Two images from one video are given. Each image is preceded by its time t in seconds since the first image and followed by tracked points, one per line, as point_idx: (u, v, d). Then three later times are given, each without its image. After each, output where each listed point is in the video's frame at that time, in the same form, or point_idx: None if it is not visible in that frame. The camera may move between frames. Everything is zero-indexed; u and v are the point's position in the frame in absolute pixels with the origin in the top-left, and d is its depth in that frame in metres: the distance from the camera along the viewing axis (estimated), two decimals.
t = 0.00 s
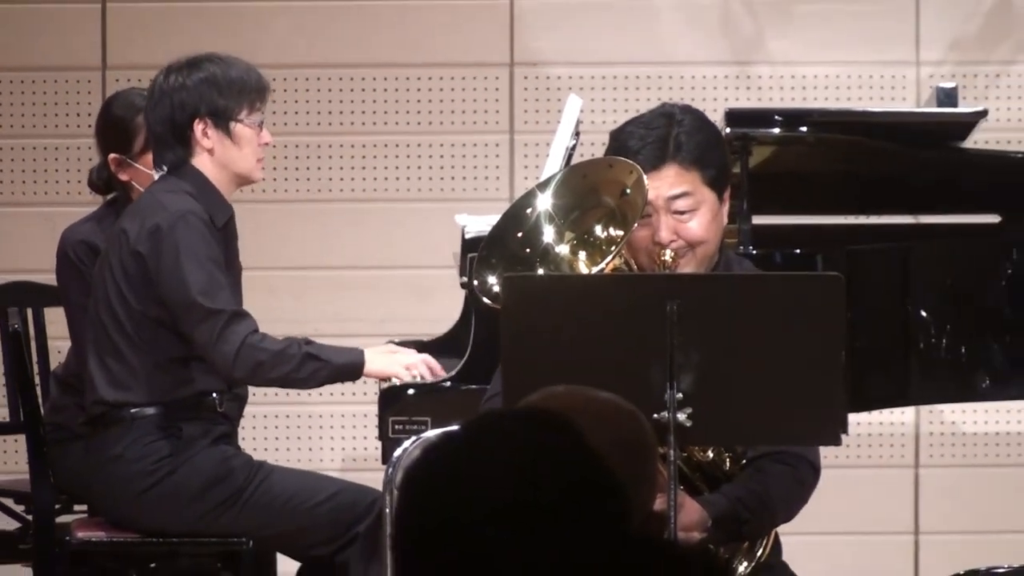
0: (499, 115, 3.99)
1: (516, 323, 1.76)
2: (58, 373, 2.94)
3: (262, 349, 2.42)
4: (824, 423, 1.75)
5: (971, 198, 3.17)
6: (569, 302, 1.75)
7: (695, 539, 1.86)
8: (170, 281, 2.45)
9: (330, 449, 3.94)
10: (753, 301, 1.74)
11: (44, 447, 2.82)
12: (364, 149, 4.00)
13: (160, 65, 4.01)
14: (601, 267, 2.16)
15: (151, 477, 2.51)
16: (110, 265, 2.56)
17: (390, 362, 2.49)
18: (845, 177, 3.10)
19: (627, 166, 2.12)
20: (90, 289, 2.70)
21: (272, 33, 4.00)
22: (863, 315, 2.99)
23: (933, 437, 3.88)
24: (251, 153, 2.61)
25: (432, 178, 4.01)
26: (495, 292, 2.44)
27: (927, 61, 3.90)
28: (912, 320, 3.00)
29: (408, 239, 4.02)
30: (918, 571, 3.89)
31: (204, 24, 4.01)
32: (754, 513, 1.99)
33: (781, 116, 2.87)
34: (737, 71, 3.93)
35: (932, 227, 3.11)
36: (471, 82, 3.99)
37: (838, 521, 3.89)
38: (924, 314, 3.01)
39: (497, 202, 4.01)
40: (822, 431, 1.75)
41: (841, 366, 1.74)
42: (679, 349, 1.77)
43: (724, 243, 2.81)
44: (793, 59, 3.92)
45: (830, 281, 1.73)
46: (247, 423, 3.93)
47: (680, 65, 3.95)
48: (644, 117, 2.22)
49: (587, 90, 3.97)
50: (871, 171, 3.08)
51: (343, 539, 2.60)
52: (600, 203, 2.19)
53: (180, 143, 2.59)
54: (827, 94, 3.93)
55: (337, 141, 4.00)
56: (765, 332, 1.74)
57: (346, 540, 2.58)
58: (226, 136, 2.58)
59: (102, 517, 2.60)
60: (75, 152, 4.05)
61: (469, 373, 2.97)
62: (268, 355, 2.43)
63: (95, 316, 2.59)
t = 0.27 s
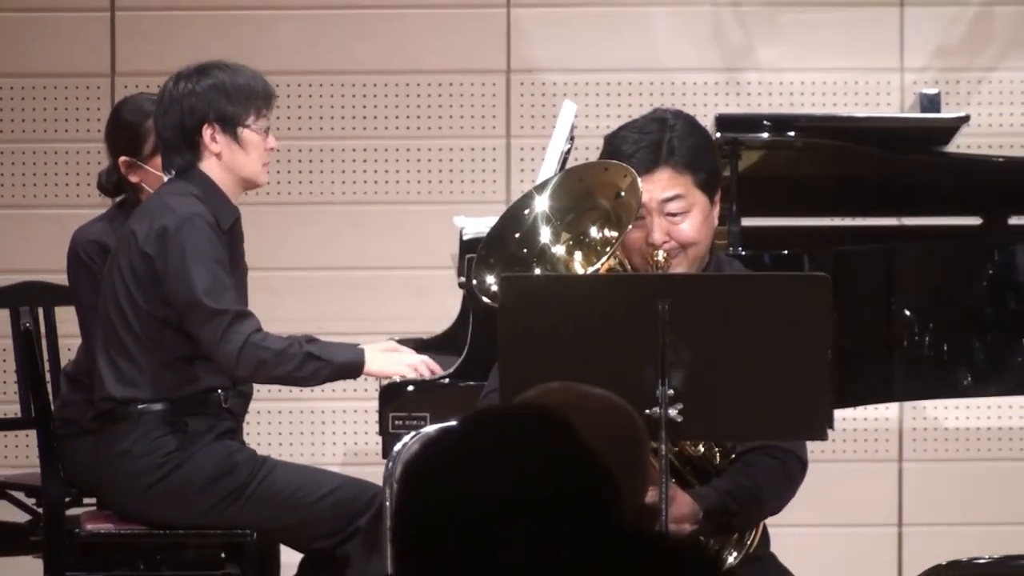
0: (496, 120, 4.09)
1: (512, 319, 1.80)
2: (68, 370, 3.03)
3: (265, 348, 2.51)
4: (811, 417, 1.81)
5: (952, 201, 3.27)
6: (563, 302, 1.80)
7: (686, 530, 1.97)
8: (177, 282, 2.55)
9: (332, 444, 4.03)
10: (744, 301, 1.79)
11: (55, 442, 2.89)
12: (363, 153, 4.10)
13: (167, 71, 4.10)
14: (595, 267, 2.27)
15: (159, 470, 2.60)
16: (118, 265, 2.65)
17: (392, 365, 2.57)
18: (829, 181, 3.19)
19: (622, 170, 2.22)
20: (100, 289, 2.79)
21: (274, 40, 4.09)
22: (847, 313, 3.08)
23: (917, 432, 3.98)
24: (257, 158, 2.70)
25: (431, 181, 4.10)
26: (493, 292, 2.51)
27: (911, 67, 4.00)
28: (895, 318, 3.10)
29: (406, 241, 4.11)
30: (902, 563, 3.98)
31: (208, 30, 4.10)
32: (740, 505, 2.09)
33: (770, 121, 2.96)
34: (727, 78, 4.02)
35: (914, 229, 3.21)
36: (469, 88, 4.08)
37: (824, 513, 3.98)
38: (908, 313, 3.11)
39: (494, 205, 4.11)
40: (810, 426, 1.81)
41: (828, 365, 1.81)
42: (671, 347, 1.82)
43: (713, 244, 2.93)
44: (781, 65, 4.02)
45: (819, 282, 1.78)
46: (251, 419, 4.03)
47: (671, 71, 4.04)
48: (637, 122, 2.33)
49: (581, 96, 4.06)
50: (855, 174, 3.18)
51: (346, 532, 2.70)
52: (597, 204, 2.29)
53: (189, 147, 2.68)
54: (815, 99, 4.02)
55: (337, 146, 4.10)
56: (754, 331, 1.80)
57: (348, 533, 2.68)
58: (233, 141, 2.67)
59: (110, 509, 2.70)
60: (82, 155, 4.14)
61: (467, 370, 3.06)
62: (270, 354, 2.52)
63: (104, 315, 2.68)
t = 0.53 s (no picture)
0: (484, 126, 4.19)
1: (500, 321, 1.91)
2: (68, 368, 3.12)
3: (261, 350, 2.61)
4: (785, 414, 1.94)
5: (921, 204, 3.38)
6: (548, 305, 1.91)
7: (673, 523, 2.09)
8: (174, 284, 2.64)
9: (324, 441, 4.13)
10: (721, 302, 1.91)
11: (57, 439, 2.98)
12: (354, 158, 4.19)
13: (163, 78, 4.19)
14: (580, 267, 2.38)
15: (157, 465, 2.70)
16: (116, 267, 2.74)
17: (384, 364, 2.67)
18: (804, 186, 3.30)
19: (605, 175, 2.33)
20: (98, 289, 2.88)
21: (266, 48, 4.18)
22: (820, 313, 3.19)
23: (890, 429, 4.09)
24: (254, 163, 2.80)
25: (420, 185, 4.20)
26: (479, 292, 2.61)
27: (884, 75, 4.11)
28: (871, 318, 3.20)
29: (396, 243, 4.21)
30: (876, 555, 4.09)
31: (202, 38, 4.19)
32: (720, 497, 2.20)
33: (749, 128, 3.05)
34: (706, 85, 4.13)
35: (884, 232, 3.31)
36: (457, 96, 4.18)
37: (800, 506, 4.09)
38: (883, 313, 3.21)
39: (481, 209, 4.21)
40: (783, 423, 1.94)
41: (802, 361, 1.93)
42: (653, 346, 1.94)
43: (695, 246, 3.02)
44: (759, 73, 4.12)
45: (793, 282, 1.91)
46: (245, 416, 4.12)
47: (652, 79, 4.15)
48: (619, 129, 2.45)
49: (566, 103, 4.16)
50: (830, 179, 3.28)
51: (337, 526, 2.77)
52: (579, 208, 2.38)
53: (189, 153, 2.78)
54: (791, 106, 4.13)
55: (328, 151, 4.19)
56: (732, 330, 1.92)
57: (340, 526, 2.76)
58: (233, 147, 2.77)
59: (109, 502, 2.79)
60: (79, 159, 4.22)
61: (456, 368, 3.16)
62: (266, 356, 2.62)
63: (102, 314, 2.77)
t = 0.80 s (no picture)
0: (465, 132, 4.29)
1: (483, 322, 2.00)
2: (63, 367, 3.23)
3: (253, 347, 2.72)
4: (759, 410, 2.01)
5: (885, 208, 3.48)
6: (526, 307, 1.99)
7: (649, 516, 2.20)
8: (167, 285, 2.75)
9: (310, 437, 4.23)
10: (697, 301, 2.00)
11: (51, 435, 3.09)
12: (340, 163, 4.30)
13: (156, 85, 4.30)
14: (559, 270, 2.48)
15: (149, 460, 2.80)
16: (110, 269, 2.85)
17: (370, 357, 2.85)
18: (772, 190, 3.39)
19: (583, 179, 2.43)
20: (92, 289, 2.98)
21: (256, 56, 4.28)
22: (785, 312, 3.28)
23: (859, 426, 4.18)
24: (242, 167, 2.91)
25: (406, 189, 4.30)
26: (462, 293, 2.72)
27: (854, 82, 4.22)
28: (839, 318, 3.30)
29: (379, 244, 4.31)
30: (845, 548, 4.19)
31: (193, 46, 4.29)
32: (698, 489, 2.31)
33: (721, 134, 3.14)
34: (681, 92, 4.24)
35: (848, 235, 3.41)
36: (435, 102, 4.28)
37: (771, 500, 4.19)
38: (851, 313, 3.31)
39: (463, 212, 4.31)
40: (759, 418, 2.01)
41: (775, 360, 2.01)
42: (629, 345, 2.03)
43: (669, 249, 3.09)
44: (732, 80, 4.23)
45: (765, 283, 1.99)
46: (234, 413, 4.23)
47: (629, 86, 4.25)
48: (596, 136, 2.53)
49: (545, 109, 4.26)
50: (798, 184, 3.37)
51: (324, 519, 2.89)
52: (559, 212, 2.47)
53: (181, 158, 2.88)
54: (763, 112, 4.23)
55: (315, 156, 4.30)
56: (708, 329, 2.01)
57: (327, 519, 2.88)
58: (223, 152, 2.88)
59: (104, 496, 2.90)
60: (73, 163, 4.33)
61: (437, 366, 3.27)
62: (258, 352, 2.72)
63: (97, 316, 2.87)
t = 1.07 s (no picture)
0: (453, 137, 4.40)
1: (470, 322, 2.10)
2: (64, 365, 3.34)
3: (244, 342, 2.83)
4: (739, 406, 2.11)
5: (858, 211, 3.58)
6: (507, 305, 2.10)
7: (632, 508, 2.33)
8: (162, 284, 2.86)
9: (303, 433, 4.34)
10: (679, 301, 2.10)
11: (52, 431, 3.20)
12: (333, 168, 4.40)
13: (155, 92, 4.40)
14: (545, 272, 2.57)
15: (147, 455, 2.91)
16: (108, 270, 2.96)
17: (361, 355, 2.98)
18: (748, 194, 3.49)
19: (568, 184, 2.51)
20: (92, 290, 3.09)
21: (250, 64, 4.39)
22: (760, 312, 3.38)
23: (836, 423, 4.28)
24: (233, 175, 3.01)
25: (398, 192, 4.41)
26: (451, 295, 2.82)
27: (830, 89, 4.32)
28: (816, 316, 3.40)
29: (370, 247, 4.42)
30: (823, 541, 4.29)
31: (189, 54, 4.40)
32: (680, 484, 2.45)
33: (701, 139, 3.24)
34: (663, 99, 4.34)
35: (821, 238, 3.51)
36: (425, 108, 4.39)
37: (751, 495, 4.29)
38: (828, 312, 3.41)
39: (452, 215, 4.42)
40: (739, 415, 2.11)
41: (755, 359, 2.11)
42: (614, 344, 2.14)
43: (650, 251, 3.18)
44: (712, 87, 4.33)
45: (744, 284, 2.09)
46: (230, 410, 4.34)
47: (613, 93, 4.36)
48: (583, 141, 2.64)
49: (531, 116, 4.37)
50: (774, 188, 3.47)
51: (317, 511, 3.00)
52: (543, 216, 2.57)
53: (175, 160, 3.00)
54: (743, 119, 4.34)
55: (309, 162, 4.40)
56: (690, 329, 2.11)
57: (320, 512, 2.98)
58: (213, 159, 2.98)
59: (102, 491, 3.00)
60: (73, 168, 4.44)
61: (426, 364, 3.37)
62: (249, 347, 2.83)
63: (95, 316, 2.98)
